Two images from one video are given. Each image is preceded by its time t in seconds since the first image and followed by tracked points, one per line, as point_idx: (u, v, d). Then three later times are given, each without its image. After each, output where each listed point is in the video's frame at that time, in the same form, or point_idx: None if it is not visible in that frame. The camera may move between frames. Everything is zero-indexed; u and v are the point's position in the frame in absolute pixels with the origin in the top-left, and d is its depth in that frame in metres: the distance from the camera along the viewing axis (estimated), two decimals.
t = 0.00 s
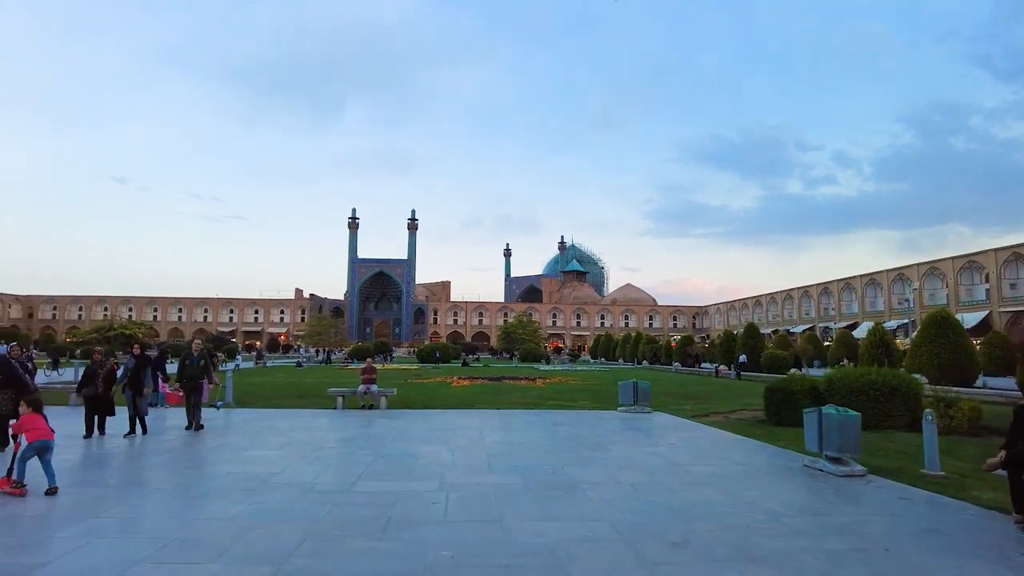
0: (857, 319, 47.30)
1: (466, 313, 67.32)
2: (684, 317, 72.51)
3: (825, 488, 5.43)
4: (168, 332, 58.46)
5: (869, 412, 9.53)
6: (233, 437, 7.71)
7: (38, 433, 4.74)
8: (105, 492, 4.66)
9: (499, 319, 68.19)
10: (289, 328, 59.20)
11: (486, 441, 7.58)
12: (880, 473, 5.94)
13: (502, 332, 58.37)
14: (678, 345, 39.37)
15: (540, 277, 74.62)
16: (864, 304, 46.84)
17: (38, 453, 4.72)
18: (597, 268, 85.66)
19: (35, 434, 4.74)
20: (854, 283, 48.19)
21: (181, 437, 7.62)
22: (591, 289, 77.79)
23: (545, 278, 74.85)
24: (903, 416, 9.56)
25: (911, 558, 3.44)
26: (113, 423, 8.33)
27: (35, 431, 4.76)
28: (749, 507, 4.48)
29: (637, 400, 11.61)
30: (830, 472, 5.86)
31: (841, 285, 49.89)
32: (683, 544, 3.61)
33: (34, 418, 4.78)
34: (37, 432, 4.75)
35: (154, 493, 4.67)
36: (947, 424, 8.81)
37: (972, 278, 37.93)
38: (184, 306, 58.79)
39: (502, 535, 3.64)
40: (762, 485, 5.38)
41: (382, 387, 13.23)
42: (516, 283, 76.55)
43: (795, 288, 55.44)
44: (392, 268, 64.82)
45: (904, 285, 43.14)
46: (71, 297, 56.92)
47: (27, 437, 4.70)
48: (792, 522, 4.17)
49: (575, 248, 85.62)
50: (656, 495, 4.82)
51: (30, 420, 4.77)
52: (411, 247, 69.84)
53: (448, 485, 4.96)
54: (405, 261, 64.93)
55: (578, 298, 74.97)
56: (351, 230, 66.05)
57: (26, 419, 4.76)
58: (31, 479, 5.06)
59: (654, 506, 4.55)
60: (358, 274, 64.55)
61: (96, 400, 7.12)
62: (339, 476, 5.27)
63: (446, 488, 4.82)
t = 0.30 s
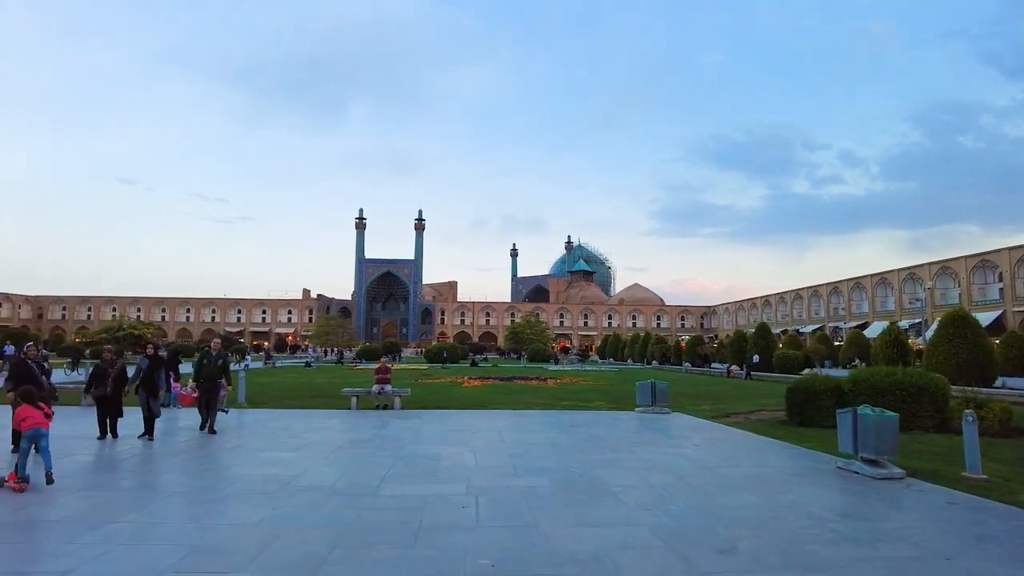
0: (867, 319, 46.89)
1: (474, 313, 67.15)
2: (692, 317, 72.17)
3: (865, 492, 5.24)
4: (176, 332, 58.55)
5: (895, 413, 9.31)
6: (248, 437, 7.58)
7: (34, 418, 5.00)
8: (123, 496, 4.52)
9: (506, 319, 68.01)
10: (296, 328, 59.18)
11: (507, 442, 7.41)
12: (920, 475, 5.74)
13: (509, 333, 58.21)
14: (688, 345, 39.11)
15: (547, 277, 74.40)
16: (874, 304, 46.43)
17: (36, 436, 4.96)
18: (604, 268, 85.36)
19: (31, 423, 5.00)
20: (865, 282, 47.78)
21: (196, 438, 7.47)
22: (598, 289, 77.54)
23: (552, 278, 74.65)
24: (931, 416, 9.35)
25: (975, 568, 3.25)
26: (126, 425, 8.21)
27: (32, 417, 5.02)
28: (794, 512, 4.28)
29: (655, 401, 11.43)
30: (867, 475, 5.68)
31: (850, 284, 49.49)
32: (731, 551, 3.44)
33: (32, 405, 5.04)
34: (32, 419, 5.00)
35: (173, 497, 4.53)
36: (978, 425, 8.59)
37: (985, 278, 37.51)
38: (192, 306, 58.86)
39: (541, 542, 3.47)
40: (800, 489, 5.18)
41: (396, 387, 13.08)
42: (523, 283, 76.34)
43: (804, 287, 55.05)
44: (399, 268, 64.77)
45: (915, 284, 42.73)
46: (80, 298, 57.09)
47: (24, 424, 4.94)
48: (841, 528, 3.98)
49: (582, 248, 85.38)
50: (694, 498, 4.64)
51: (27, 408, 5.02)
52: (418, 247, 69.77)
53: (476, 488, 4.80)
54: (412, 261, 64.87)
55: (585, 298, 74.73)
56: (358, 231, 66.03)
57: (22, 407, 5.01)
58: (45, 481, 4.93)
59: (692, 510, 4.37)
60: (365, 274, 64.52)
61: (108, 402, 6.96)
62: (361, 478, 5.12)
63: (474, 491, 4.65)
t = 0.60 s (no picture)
0: (877, 321, 46.51)
1: (480, 314, 67.00)
2: (699, 318, 71.86)
3: (903, 499, 5.07)
4: (183, 333, 58.70)
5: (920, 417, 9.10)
6: (264, 440, 7.45)
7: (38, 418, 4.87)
8: (143, 503, 4.38)
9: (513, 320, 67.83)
10: (303, 329, 59.19)
11: (528, 446, 7.26)
12: (959, 483, 5.54)
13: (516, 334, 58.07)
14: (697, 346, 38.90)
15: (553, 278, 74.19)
16: (884, 306, 46.04)
17: (39, 438, 4.85)
18: (610, 269, 85.10)
19: (36, 422, 4.87)
20: (874, 284, 47.40)
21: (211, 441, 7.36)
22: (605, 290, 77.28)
23: (558, 279, 74.45)
24: (957, 421, 9.13)
25: None
26: (139, 427, 8.10)
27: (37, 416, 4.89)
28: (838, 526, 4.12)
29: (672, 404, 11.25)
30: (904, 482, 5.49)
31: (860, 285, 49.12)
32: (781, 565, 3.29)
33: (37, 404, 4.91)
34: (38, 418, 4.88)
35: (193, 504, 4.39)
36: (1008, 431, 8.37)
37: (998, 279, 37.10)
38: (199, 307, 58.95)
39: (580, 556, 3.31)
40: (839, 498, 5.00)
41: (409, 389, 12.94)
42: (529, 284, 76.14)
43: (812, 289, 54.67)
44: (406, 269, 64.71)
45: (926, 286, 42.34)
46: (88, 299, 57.28)
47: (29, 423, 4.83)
48: (891, 541, 3.80)
49: (588, 249, 85.18)
50: (731, 509, 4.47)
51: (33, 407, 4.90)
52: (425, 248, 69.71)
53: (504, 495, 4.65)
54: (419, 262, 64.80)
55: (592, 299, 74.51)
56: (365, 232, 66.06)
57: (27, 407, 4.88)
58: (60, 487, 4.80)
59: (732, 520, 4.21)
60: (372, 275, 64.53)
61: (124, 405, 6.83)
62: (384, 483, 4.97)
63: (501, 499, 4.50)
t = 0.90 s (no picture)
0: (888, 320, 46.07)
1: (487, 314, 66.83)
2: (707, 318, 71.49)
3: (948, 501, 4.86)
4: (191, 333, 58.80)
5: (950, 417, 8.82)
6: (281, 440, 7.31)
7: (62, 419, 5.05)
8: (161, 503, 4.23)
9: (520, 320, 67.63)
10: (311, 328, 59.16)
11: (550, 447, 7.08)
12: (1003, 484, 5.33)
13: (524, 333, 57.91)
14: (706, 346, 38.62)
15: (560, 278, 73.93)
16: (895, 305, 45.60)
17: (60, 439, 5.01)
18: (617, 269, 84.78)
19: (56, 423, 5.01)
20: (885, 283, 46.96)
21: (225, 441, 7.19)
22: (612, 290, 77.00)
23: (565, 278, 74.21)
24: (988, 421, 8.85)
25: None
26: (152, 427, 7.97)
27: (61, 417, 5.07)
28: (890, 529, 3.92)
29: (692, 403, 11.05)
30: (947, 483, 5.26)
31: (870, 285, 48.69)
32: (839, 571, 3.10)
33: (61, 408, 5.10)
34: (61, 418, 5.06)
35: (215, 505, 4.24)
36: None
37: (1011, 277, 36.65)
38: (207, 307, 59.03)
39: (625, 562, 3.14)
40: (882, 499, 4.80)
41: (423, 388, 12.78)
42: (536, 284, 75.90)
43: (822, 288, 54.25)
44: (413, 269, 64.63)
45: (938, 284, 41.90)
46: (97, 299, 57.42)
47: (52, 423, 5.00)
48: (949, 546, 3.59)
49: (595, 249, 84.91)
50: (774, 512, 4.27)
51: (55, 409, 5.07)
52: (432, 247, 69.61)
53: (535, 497, 4.48)
54: (425, 261, 64.73)
55: (600, 298, 74.25)
56: (372, 232, 66.05)
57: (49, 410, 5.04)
58: (77, 488, 4.65)
59: (775, 522, 4.01)
60: (379, 275, 64.50)
61: (138, 404, 6.68)
62: (408, 485, 4.80)
63: (532, 501, 4.33)
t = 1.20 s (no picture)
0: (902, 319, 45.58)
1: (497, 313, 66.66)
2: (718, 317, 71.05)
3: (998, 509, 4.68)
4: (202, 333, 59.05)
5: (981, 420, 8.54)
6: (301, 442, 7.18)
7: (99, 416, 5.13)
8: (185, 510, 4.10)
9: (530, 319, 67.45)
10: (321, 328, 59.23)
11: (576, 450, 6.92)
12: None
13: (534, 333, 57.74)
14: (719, 346, 38.31)
15: (570, 277, 73.68)
16: (909, 304, 45.11)
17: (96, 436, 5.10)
18: (627, 268, 84.40)
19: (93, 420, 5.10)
20: (899, 282, 46.44)
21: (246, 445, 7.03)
22: (622, 290, 76.68)
23: (575, 278, 73.94)
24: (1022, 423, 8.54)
25: None
26: (171, 429, 7.90)
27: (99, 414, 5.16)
28: (947, 541, 3.75)
29: (714, 405, 10.88)
30: (994, 491, 5.08)
31: (884, 284, 48.18)
32: None
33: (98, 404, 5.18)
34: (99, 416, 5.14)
35: (240, 512, 4.10)
36: None
37: None
38: (218, 307, 59.23)
39: None
40: (930, 507, 4.62)
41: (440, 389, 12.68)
42: (545, 283, 75.70)
43: (834, 287, 53.76)
44: (422, 268, 64.60)
45: (953, 283, 41.39)
46: (110, 299, 57.73)
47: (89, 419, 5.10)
48: (1012, 559, 3.43)
49: (605, 248, 84.68)
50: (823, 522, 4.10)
51: (92, 406, 5.16)
52: (441, 247, 69.59)
53: (570, 505, 4.32)
54: (435, 261, 64.68)
55: (610, 298, 74.00)
56: (382, 232, 66.11)
57: (85, 407, 5.12)
58: (98, 492, 4.52)
59: (825, 533, 3.83)
60: (388, 275, 64.55)
61: (158, 408, 6.55)
62: (437, 491, 4.64)
63: (567, 508, 4.18)
